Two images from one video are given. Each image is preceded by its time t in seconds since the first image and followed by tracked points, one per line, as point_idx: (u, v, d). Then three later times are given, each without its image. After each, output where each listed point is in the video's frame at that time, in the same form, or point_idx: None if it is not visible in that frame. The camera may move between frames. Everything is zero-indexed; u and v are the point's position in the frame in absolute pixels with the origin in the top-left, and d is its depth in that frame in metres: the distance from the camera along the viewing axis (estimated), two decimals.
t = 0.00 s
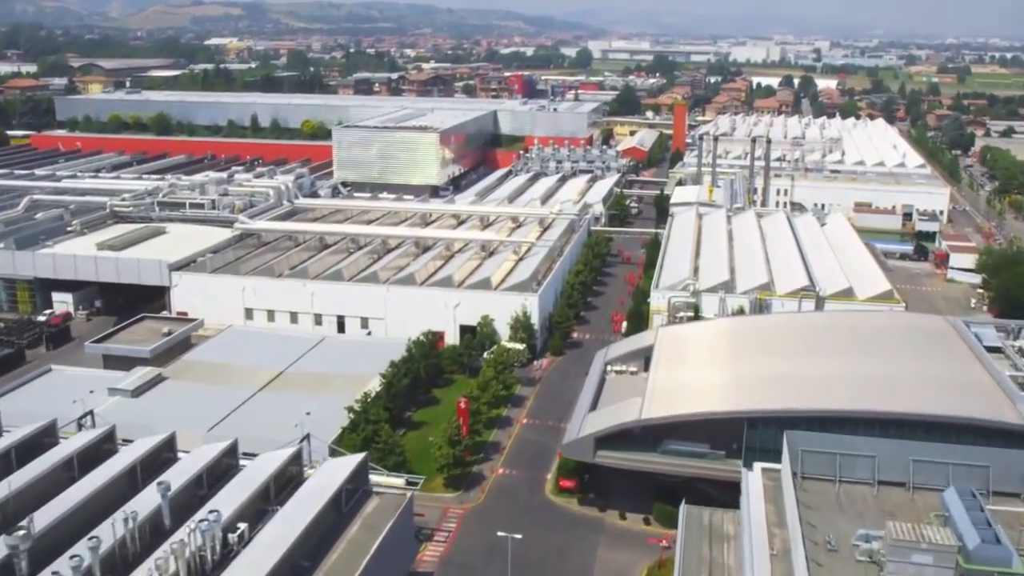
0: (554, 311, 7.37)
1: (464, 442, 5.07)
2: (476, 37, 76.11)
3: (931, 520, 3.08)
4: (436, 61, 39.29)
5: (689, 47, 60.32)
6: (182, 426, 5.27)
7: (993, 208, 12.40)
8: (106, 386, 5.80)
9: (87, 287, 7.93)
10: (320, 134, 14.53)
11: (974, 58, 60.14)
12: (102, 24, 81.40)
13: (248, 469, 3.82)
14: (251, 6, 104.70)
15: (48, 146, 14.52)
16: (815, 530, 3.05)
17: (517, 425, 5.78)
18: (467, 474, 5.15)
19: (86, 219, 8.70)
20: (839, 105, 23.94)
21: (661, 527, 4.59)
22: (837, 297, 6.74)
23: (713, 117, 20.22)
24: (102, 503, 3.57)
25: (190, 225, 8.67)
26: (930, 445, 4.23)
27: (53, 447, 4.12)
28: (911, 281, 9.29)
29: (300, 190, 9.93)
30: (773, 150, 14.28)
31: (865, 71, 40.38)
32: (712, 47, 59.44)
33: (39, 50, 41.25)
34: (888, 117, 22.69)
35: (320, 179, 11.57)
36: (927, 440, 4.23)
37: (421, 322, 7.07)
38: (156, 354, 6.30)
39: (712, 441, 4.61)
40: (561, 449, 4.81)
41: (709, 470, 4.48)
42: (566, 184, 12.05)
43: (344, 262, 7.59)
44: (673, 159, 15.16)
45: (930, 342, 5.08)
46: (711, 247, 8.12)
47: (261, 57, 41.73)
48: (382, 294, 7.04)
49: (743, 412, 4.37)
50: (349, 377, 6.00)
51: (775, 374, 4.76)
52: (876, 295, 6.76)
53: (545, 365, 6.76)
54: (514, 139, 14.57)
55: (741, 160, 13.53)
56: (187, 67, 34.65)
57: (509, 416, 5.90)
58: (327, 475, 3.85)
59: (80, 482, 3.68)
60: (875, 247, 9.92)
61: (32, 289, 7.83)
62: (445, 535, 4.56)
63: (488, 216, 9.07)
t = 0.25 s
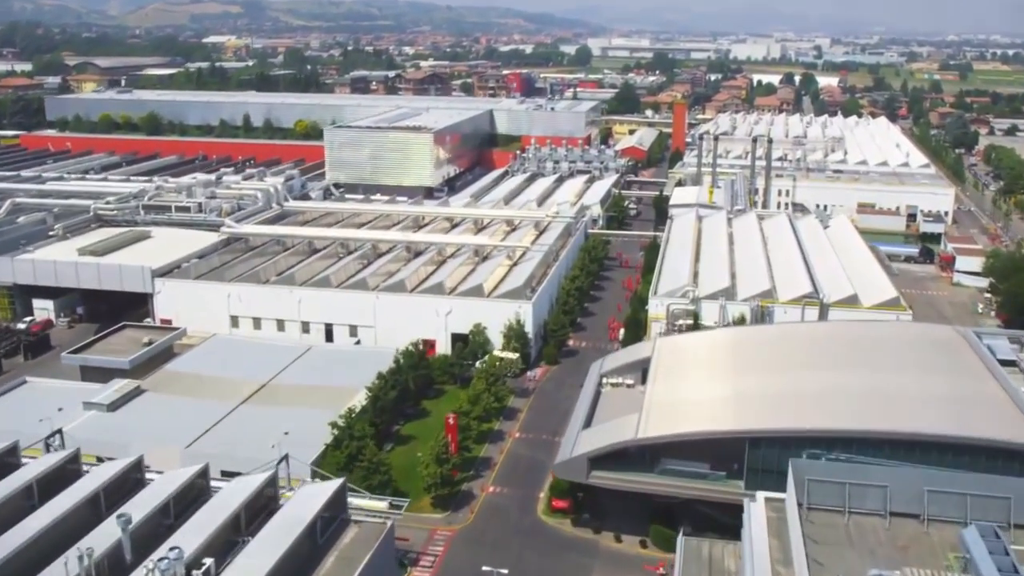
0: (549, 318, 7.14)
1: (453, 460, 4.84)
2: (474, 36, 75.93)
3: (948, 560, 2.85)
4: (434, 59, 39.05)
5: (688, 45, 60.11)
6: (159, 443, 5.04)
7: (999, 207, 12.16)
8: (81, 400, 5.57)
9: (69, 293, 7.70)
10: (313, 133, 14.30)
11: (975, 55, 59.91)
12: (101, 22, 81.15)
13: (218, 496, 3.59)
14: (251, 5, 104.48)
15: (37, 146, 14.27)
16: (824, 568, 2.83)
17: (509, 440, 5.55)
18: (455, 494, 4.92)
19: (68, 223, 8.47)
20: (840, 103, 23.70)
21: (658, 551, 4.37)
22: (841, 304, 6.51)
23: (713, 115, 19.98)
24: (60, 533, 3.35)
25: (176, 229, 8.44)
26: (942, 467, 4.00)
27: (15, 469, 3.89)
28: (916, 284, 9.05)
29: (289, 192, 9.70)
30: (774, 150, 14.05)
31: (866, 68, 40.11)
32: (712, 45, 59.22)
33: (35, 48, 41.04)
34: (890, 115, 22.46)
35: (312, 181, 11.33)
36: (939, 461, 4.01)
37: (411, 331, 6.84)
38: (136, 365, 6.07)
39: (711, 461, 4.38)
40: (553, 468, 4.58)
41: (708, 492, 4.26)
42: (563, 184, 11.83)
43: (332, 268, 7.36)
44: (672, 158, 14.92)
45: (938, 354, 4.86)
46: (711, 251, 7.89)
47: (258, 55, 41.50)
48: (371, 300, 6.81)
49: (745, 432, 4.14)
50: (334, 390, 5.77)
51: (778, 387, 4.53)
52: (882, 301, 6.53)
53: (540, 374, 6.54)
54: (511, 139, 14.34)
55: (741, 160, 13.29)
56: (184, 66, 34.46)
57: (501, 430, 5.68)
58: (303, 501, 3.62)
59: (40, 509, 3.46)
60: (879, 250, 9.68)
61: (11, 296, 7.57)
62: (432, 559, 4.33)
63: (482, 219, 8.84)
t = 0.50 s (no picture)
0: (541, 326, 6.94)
1: (440, 479, 4.64)
2: (470, 35, 75.73)
3: None
4: (429, 59, 38.83)
5: (685, 44, 59.94)
6: (134, 461, 4.83)
7: (1001, 208, 11.97)
8: (55, 416, 5.37)
9: (49, 302, 7.49)
10: (304, 136, 14.08)
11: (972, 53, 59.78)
12: (96, 23, 80.87)
13: (187, 525, 3.39)
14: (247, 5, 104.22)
15: (23, 150, 14.05)
16: None
17: (499, 455, 5.34)
18: (443, 514, 4.71)
19: (50, 230, 8.25)
20: (839, 103, 23.50)
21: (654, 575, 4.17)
22: (843, 312, 6.30)
23: (710, 115, 19.79)
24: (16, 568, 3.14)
25: (160, 235, 8.23)
26: (953, 489, 3.81)
27: None
28: (918, 289, 8.86)
29: (278, 196, 9.49)
30: (773, 150, 13.85)
31: (863, 67, 39.92)
32: (709, 44, 59.04)
33: (28, 49, 40.79)
34: (889, 115, 22.28)
35: (302, 184, 11.13)
36: (949, 483, 3.81)
37: (399, 340, 6.63)
38: (114, 378, 5.87)
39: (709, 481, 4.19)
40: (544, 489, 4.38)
41: (707, 514, 4.07)
42: (558, 187, 11.62)
43: (319, 275, 7.15)
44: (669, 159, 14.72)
45: (945, 368, 4.67)
46: (709, 256, 7.69)
47: (253, 56, 41.26)
48: (358, 309, 6.61)
49: (745, 452, 3.94)
50: (318, 404, 5.57)
51: (779, 404, 4.33)
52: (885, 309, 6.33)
53: (532, 385, 6.34)
54: (505, 141, 14.13)
55: (739, 161, 13.08)
56: (177, 66, 34.24)
57: (491, 444, 5.48)
58: (276, 530, 3.41)
59: None
60: (880, 253, 9.49)
61: None
62: None
63: (474, 223, 8.64)
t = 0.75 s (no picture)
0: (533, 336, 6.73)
1: (425, 501, 4.42)
2: (466, 36, 75.54)
3: None
4: (424, 59, 38.61)
5: (682, 44, 59.80)
6: (106, 483, 4.62)
7: (1003, 210, 11.77)
8: (26, 434, 5.14)
9: (27, 312, 7.26)
10: (294, 139, 13.86)
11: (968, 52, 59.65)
12: (91, 24, 80.60)
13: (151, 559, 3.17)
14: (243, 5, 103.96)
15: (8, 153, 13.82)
16: None
17: (488, 474, 5.13)
18: (428, 537, 4.49)
19: (29, 237, 8.03)
20: (836, 103, 23.31)
21: None
22: (845, 321, 6.09)
23: (706, 116, 19.59)
24: None
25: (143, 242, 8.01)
26: (965, 514, 3.61)
27: None
28: (920, 294, 8.66)
29: (265, 201, 9.27)
30: (770, 152, 13.65)
31: (860, 66, 39.75)
32: (705, 44, 58.87)
33: (21, 50, 40.54)
34: (888, 115, 22.09)
35: (291, 188, 10.91)
36: (961, 507, 3.61)
37: (386, 351, 6.42)
38: (89, 393, 5.65)
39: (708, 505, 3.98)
40: (533, 513, 4.16)
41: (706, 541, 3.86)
42: (552, 190, 11.42)
43: (304, 284, 6.94)
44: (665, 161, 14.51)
45: (952, 382, 4.47)
46: (706, 262, 7.48)
47: (246, 57, 41.02)
48: (343, 319, 6.39)
49: (745, 476, 3.74)
50: (300, 420, 5.36)
51: (780, 422, 4.13)
52: (887, 319, 6.12)
53: (524, 397, 6.13)
54: (499, 143, 13.92)
55: (736, 163, 12.88)
56: (171, 67, 34.03)
57: (481, 461, 5.27)
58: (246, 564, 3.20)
59: None
60: (881, 257, 9.29)
61: None
62: None
63: (466, 229, 8.42)
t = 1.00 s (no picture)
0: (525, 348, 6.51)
1: (409, 528, 4.19)
2: (461, 37, 75.36)
3: None
4: (419, 61, 38.40)
5: (678, 45, 59.65)
6: (75, 507, 4.39)
7: (1004, 213, 11.57)
8: None
9: (3, 323, 7.03)
10: (284, 142, 13.63)
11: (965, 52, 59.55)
12: (85, 26, 80.34)
13: None
14: (238, 7, 103.70)
15: None
16: None
17: (477, 495, 4.90)
18: (413, 566, 4.27)
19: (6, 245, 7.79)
20: (834, 103, 23.10)
21: None
22: (847, 332, 5.88)
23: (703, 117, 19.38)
24: None
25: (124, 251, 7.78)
26: (980, 546, 3.38)
27: None
28: (922, 300, 8.45)
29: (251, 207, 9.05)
30: (768, 154, 13.45)
31: (857, 67, 39.55)
32: (701, 45, 58.71)
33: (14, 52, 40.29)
34: (886, 116, 21.91)
35: (280, 193, 10.69)
36: (978, 537, 3.38)
37: (372, 364, 6.19)
38: (62, 410, 5.42)
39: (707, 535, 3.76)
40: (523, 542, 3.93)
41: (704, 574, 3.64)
42: (546, 194, 11.21)
43: (288, 295, 6.72)
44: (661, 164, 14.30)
45: (963, 402, 4.24)
46: (704, 269, 7.27)
47: (240, 58, 40.79)
48: (328, 331, 6.17)
49: (746, 506, 3.52)
50: (280, 439, 5.13)
51: (782, 447, 3.91)
52: (891, 330, 5.90)
53: (515, 412, 5.91)
54: (492, 146, 13.70)
55: (734, 166, 12.67)
56: (164, 69, 33.82)
57: (469, 482, 5.04)
58: None
59: None
60: (882, 263, 9.08)
61: None
62: None
63: (457, 236, 8.21)
